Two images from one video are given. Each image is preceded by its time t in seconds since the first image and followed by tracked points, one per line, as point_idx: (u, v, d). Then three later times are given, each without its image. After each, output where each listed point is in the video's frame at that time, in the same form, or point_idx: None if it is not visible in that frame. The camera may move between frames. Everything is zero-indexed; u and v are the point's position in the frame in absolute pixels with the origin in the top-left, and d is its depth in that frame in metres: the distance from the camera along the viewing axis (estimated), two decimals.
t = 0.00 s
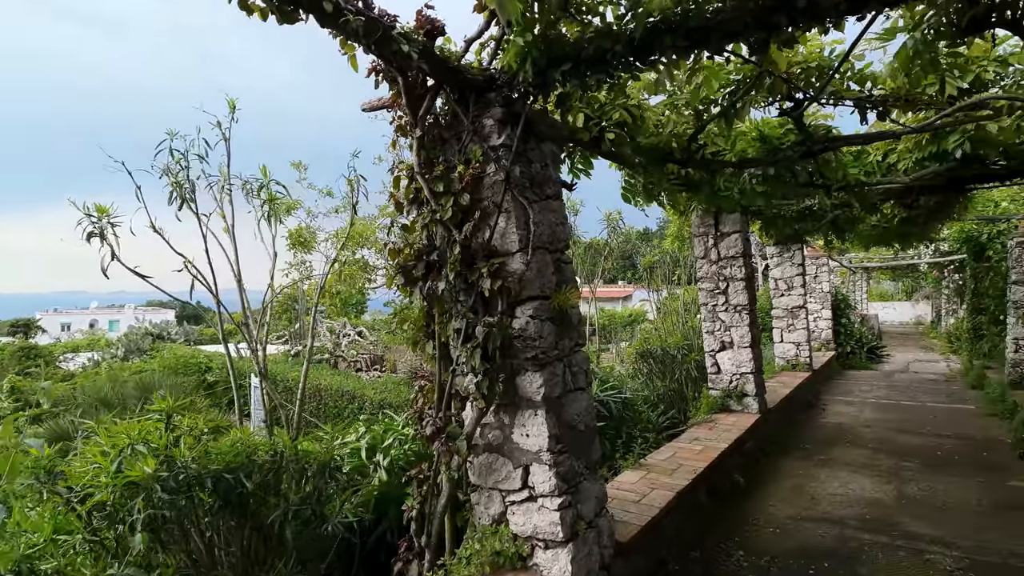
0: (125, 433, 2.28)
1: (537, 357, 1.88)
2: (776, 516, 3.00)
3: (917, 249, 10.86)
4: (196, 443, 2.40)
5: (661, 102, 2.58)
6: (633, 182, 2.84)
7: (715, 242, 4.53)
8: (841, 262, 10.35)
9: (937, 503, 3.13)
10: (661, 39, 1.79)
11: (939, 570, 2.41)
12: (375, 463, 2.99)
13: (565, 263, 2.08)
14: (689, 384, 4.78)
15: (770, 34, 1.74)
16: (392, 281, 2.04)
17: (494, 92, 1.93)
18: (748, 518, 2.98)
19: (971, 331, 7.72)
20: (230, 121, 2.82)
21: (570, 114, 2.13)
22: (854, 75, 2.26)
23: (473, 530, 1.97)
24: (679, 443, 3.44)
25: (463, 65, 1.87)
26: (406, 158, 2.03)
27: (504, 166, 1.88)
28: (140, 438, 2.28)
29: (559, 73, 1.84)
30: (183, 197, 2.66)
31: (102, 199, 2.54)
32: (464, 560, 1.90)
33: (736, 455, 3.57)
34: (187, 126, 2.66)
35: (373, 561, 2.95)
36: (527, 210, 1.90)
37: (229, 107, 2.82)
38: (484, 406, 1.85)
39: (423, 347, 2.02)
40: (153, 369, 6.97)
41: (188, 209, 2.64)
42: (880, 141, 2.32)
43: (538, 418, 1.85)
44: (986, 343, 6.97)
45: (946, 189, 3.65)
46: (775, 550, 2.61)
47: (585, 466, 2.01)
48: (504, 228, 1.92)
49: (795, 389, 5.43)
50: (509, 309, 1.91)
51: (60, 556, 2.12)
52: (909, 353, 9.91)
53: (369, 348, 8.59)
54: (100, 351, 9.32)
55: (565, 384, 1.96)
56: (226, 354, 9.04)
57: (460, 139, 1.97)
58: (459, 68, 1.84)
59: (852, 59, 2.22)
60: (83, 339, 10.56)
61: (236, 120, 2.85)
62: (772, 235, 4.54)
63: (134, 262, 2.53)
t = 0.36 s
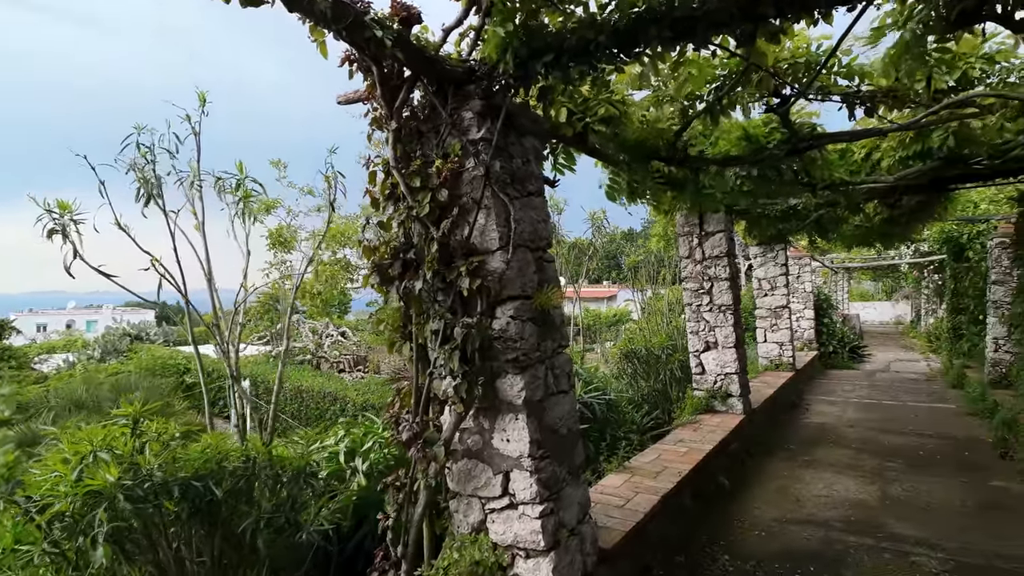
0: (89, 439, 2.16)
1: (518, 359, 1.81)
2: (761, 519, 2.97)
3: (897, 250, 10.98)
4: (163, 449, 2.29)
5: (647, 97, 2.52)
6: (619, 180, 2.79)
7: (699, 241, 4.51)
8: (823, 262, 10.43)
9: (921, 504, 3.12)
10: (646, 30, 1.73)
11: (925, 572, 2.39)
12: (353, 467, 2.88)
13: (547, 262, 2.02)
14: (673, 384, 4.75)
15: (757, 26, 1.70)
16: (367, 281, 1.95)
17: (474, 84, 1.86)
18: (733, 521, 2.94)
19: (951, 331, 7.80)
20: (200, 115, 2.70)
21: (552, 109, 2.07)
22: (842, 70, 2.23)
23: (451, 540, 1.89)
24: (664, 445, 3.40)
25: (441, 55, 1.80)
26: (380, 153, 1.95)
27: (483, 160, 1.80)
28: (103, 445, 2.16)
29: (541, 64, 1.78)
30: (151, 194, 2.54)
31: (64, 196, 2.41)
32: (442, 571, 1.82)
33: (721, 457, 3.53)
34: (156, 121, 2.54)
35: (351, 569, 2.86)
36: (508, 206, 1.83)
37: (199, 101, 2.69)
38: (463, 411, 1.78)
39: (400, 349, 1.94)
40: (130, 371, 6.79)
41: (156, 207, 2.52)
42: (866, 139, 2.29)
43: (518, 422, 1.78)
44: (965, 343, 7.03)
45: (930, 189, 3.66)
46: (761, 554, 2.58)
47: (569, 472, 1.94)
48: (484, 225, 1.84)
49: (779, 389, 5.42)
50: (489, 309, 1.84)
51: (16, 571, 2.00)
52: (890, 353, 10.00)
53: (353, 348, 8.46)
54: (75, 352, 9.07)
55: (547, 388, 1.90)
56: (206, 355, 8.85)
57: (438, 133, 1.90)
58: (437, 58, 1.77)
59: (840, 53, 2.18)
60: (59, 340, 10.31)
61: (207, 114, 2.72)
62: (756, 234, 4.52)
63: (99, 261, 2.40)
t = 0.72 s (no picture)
0: (43, 449, 2.02)
1: (496, 364, 1.73)
2: (746, 523, 2.92)
3: (876, 250, 11.10)
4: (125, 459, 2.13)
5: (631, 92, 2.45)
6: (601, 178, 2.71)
7: (683, 241, 4.46)
8: (803, 262, 10.49)
9: (905, 505, 3.10)
10: (630, 19, 1.66)
11: None
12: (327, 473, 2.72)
13: (528, 262, 1.94)
14: (657, 385, 4.72)
15: (744, 17, 1.64)
16: (335, 281, 1.85)
17: (451, 76, 1.77)
18: (717, 526, 2.89)
19: (929, 331, 7.88)
20: (165, 108, 2.56)
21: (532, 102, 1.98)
22: (829, 67, 2.18)
23: (427, 554, 1.80)
24: (648, 448, 3.33)
25: (415, 43, 1.71)
26: (351, 147, 1.85)
27: (460, 155, 1.71)
28: (58, 456, 2.01)
29: (521, 55, 1.70)
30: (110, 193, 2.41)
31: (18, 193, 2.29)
32: None
33: (705, 460, 3.48)
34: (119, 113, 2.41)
35: None
36: (486, 204, 1.74)
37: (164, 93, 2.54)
38: (438, 419, 1.69)
39: (373, 354, 1.84)
40: (100, 373, 6.55)
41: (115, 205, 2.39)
42: (853, 136, 2.25)
43: (497, 430, 1.70)
44: (944, 343, 7.10)
45: (912, 189, 3.63)
46: (747, 561, 2.52)
47: (550, 481, 1.87)
48: (461, 224, 1.75)
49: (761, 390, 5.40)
50: (466, 312, 1.75)
51: None
52: (870, 352, 10.09)
53: (333, 349, 8.29)
54: (44, 354, 8.75)
55: (527, 393, 1.82)
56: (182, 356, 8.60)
57: (413, 126, 1.80)
58: (411, 46, 1.68)
59: (828, 49, 2.14)
60: (29, 342, 9.95)
61: (172, 106, 2.58)
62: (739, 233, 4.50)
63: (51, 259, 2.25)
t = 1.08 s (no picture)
0: None
1: (471, 369, 1.64)
2: (729, 527, 2.87)
3: (853, 251, 11.21)
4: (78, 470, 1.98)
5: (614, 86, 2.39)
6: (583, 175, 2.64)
7: (665, 241, 4.41)
8: (782, 262, 10.57)
9: (886, 507, 3.08)
10: (611, 7, 1.59)
11: None
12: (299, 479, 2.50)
13: (505, 261, 1.86)
14: (639, 385, 4.67)
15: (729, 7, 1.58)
16: (301, 281, 1.75)
17: (423, 65, 1.68)
18: (700, 530, 2.84)
19: (906, 331, 7.96)
20: (124, 98, 2.18)
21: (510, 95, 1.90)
22: (815, 61, 2.14)
23: (398, 569, 1.71)
24: (629, 451, 3.27)
25: (385, 29, 1.61)
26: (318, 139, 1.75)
27: (433, 149, 1.62)
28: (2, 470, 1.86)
29: (497, 43, 1.61)
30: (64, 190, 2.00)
31: None
32: None
33: (687, 463, 3.43)
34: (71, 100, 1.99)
35: None
36: (461, 200, 1.65)
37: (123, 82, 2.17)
38: (410, 427, 1.60)
39: (342, 359, 1.74)
40: (65, 376, 6.31)
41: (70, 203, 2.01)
42: (838, 133, 2.20)
43: (472, 439, 1.62)
44: (920, 343, 7.17)
45: (892, 188, 3.60)
46: (730, 567, 2.47)
47: (528, 490, 1.79)
48: (434, 221, 1.66)
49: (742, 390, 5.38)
50: (440, 314, 1.66)
51: None
52: (847, 352, 10.19)
53: (311, 350, 8.11)
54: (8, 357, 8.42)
55: (504, 399, 1.73)
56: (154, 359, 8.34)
57: (383, 118, 1.71)
58: (382, 32, 1.58)
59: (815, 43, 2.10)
60: None
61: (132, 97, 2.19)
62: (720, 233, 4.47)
63: None
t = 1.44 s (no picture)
0: None
1: (441, 372, 1.56)
2: (708, 530, 2.83)
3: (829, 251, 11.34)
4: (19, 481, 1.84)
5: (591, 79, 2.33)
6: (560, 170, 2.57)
7: (644, 240, 4.37)
8: (760, 262, 10.64)
9: (864, 507, 3.07)
10: None
11: None
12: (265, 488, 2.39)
13: (477, 258, 1.77)
14: (618, 385, 4.63)
15: None
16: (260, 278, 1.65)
17: (391, 51, 1.59)
18: (679, 533, 2.79)
19: (880, 330, 8.05)
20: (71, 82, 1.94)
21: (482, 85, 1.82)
22: (795, 54, 2.10)
23: None
24: (608, 453, 3.21)
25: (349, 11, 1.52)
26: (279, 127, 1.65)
27: (401, 139, 1.54)
28: None
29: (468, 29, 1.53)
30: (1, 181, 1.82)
31: None
32: None
33: (666, 465, 3.38)
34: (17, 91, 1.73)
35: None
36: (430, 193, 1.57)
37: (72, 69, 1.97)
38: (376, 433, 1.51)
39: (304, 361, 1.65)
40: (25, 378, 6.05)
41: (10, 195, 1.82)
42: (818, 129, 2.17)
43: (441, 445, 1.54)
44: (894, 341, 7.26)
45: (869, 188, 3.60)
46: (709, 572, 2.43)
47: (501, 497, 1.71)
48: (402, 215, 1.58)
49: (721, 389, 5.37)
50: (408, 313, 1.57)
51: None
52: (823, 351, 10.30)
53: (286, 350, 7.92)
54: None
55: (476, 403, 1.65)
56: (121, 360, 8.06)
57: (348, 106, 1.62)
58: (345, 14, 1.50)
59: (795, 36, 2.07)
60: None
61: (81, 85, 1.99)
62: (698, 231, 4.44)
63: None
